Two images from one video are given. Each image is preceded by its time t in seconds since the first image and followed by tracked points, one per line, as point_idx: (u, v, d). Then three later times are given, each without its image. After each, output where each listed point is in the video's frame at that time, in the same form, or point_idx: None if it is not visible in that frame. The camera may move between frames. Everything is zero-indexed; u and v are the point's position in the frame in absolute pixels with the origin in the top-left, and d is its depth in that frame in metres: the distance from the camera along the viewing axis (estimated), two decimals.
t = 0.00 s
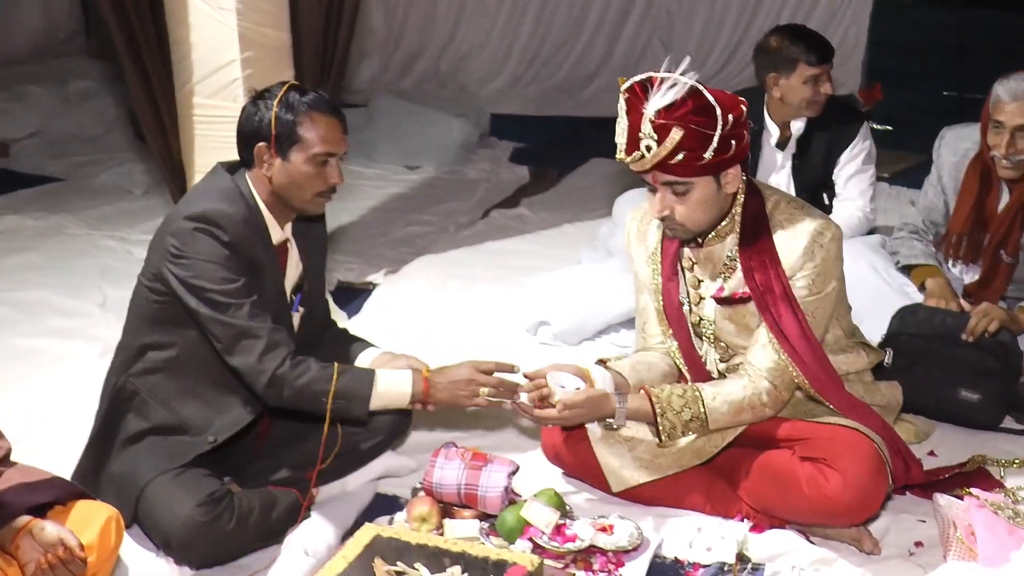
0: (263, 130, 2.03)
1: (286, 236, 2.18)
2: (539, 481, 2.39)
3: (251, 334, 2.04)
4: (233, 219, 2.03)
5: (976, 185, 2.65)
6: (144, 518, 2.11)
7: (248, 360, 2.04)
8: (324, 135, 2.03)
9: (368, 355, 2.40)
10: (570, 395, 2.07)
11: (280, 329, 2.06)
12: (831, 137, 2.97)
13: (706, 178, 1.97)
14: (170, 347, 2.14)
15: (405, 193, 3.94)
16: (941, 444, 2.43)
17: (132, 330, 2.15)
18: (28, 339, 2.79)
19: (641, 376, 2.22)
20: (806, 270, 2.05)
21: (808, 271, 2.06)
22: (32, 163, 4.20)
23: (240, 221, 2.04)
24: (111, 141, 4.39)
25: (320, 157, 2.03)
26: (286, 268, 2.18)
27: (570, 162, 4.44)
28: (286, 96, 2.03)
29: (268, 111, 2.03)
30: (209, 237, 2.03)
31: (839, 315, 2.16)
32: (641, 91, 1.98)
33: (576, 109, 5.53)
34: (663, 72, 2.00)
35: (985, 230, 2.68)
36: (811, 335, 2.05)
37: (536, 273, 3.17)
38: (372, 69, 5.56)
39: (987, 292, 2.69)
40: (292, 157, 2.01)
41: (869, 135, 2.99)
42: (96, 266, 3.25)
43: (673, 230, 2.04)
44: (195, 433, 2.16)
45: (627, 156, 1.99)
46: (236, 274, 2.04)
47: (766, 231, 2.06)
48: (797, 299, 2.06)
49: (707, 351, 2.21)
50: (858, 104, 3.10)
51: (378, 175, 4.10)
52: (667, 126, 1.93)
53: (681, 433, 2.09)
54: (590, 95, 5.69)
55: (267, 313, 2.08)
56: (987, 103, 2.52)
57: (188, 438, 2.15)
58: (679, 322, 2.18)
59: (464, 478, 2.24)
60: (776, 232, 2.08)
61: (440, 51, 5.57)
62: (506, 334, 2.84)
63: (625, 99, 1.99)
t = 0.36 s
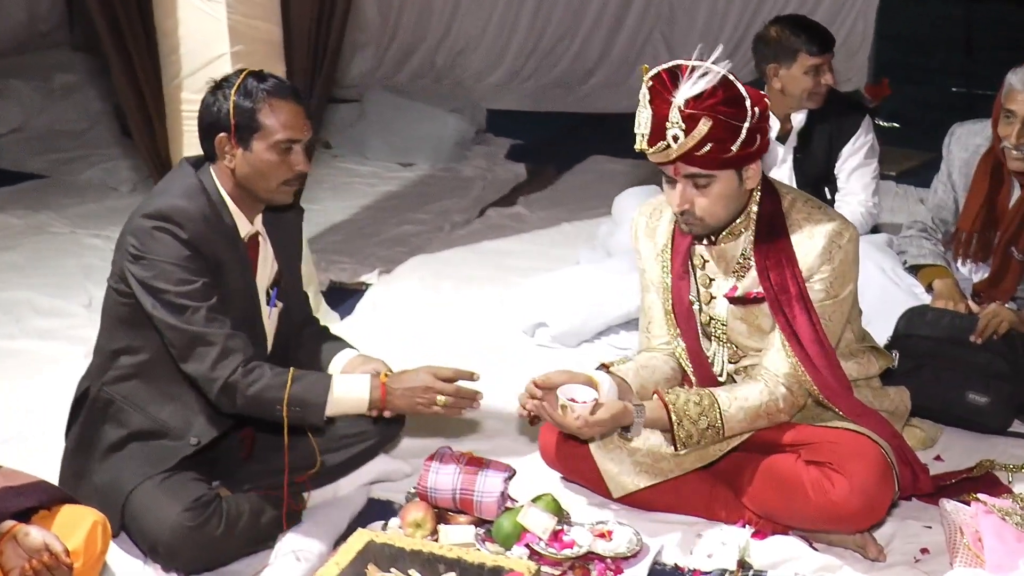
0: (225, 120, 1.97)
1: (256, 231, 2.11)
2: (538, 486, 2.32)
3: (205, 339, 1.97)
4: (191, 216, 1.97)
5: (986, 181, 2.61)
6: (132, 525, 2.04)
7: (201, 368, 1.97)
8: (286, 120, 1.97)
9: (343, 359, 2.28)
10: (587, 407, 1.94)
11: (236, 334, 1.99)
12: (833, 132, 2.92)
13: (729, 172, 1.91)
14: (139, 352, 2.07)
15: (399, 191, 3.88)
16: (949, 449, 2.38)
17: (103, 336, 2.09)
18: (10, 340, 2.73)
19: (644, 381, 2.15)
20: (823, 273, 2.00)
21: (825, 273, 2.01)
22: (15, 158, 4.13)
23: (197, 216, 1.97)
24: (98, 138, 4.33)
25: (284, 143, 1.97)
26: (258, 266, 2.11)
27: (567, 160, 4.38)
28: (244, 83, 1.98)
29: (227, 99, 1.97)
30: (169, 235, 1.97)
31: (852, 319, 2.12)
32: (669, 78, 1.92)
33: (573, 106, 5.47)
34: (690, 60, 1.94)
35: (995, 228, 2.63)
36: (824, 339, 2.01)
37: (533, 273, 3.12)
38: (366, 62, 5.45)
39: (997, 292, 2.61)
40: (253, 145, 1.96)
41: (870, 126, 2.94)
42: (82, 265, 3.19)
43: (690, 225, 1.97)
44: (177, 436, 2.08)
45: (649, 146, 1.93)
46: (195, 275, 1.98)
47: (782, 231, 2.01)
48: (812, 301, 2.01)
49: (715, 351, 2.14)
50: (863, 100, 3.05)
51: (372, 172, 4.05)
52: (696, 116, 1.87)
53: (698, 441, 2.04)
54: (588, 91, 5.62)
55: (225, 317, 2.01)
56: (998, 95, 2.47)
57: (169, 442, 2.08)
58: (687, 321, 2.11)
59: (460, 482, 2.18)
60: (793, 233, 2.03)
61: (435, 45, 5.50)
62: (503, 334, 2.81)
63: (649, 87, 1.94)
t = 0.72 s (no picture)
0: (186, 117, 1.97)
1: (228, 227, 2.07)
2: (533, 486, 2.32)
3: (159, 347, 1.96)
4: (152, 216, 1.94)
5: (982, 186, 2.61)
6: (126, 525, 2.04)
7: (154, 374, 1.97)
8: (249, 114, 1.98)
9: (324, 360, 2.25)
10: (593, 408, 1.97)
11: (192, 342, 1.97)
12: (830, 134, 2.92)
13: (735, 172, 1.91)
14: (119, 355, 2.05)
15: (395, 191, 3.88)
16: (944, 452, 2.38)
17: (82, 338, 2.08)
18: (6, 338, 2.73)
19: (646, 385, 2.15)
20: (824, 275, 2.00)
21: (825, 276, 2.01)
22: (12, 157, 4.13)
23: (160, 217, 1.94)
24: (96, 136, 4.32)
25: (247, 137, 1.97)
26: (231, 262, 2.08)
27: (564, 161, 4.38)
28: (205, 79, 1.98)
29: (189, 99, 1.97)
30: (133, 238, 1.95)
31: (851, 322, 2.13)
32: (678, 77, 1.93)
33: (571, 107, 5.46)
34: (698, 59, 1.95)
35: (990, 233, 2.64)
36: (823, 342, 2.02)
37: (530, 274, 3.12)
38: (364, 62, 5.47)
39: (993, 296, 2.60)
40: (216, 141, 1.95)
41: (865, 127, 2.93)
42: (78, 264, 3.19)
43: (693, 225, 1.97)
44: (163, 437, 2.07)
45: (657, 146, 1.92)
46: (156, 278, 1.95)
47: (784, 234, 2.01)
48: (812, 304, 2.01)
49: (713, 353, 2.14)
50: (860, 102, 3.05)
51: (368, 172, 4.05)
52: (706, 114, 1.88)
53: (699, 445, 2.03)
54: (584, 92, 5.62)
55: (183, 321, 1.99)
56: (996, 100, 2.46)
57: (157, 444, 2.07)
58: (686, 324, 2.11)
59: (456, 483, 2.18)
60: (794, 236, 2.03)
61: (433, 44, 5.50)
62: (500, 334, 2.82)
63: (658, 85, 1.94)
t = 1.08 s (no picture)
0: (167, 122, 1.97)
1: (213, 231, 2.07)
2: (534, 488, 2.33)
3: (116, 362, 1.95)
4: (125, 224, 1.95)
5: (986, 191, 2.61)
6: (126, 526, 2.04)
7: (105, 388, 1.97)
8: (231, 118, 1.97)
9: (317, 381, 2.24)
10: (599, 407, 1.99)
11: (147, 362, 1.96)
12: (834, 140, 2.92)
13: (735, 177, 1.92)
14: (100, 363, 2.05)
15: (397, 193, 3.89)
16: (945, 456, 2.39)
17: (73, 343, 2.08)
18: (7, 339, 2.73)
19: (647, 390, 2.15)
20: (824, 280, 2.01)
21: (826, 281, 2.01)
22: (14, 156, 4.13)
23: (132, 225, 1.95)
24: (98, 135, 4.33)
25: (230, 141, 1.96)
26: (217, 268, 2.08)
27: (566, 164, 4.39)
28: (185, 82, 1.97)
29: (169, 102, 1.97)
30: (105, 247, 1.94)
31: (852, 326, 2.13)
32: (679, 82, 1.93)
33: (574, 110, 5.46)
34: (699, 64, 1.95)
35: (993, 237, 2.64)
36: (823, 347, 2.02)
37: (531, 277, 3.13)
38: (368, 63, 5.50)
39: (995, 300, 2.61)
40: (197, 146, 1.95)
41: (870, 135, 2.94)
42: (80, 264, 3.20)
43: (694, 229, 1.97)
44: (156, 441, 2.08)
45: (658, 151, 1.92)
46: (123, 291, 1.94)
47: (786, 238, 2.02)
48: (813, 309, 2.02)
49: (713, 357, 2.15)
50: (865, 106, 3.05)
51: (370, 174, 4.06)
52: (707, 119, 1.88)
53: (700, 449, 2.03)
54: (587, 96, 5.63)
55: (143, 336, 1.97)
56: (1000, 104, 2.46)
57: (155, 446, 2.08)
58: (687, 329, 2.12)
59: (457, 485, 2.18)
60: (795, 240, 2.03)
61: (436, 47, 5.51)
62: (501, 337, 2.83)
63: (659, 89, 1.94)
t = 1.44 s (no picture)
0: (159, 124, 1.97)
1: (209, 232, 2.07)
2: (533, 487, 2.33)
3: (101, 369, 1.96)
4: (116, 229, 1.94)
5: (986, 191, 2.62)
6: (126, 523, 2.05)
7: (89, 395, 1.97)
8: (225, 121, 1.96)
9: (312, 386, 2.24)
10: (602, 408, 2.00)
11: (133, 370, 1.97)
12: (833, 140, 2.92)
13: (735, 177, 1.92)
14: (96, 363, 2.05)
15: (397, 192, 3.89)
16: (943, 456, 2.40)
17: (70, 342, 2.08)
18: (7, 337, 2.74)
19: (647, 390, 2.16)
20: (824, 281, 2.02)
21: (825, 281, 2.02)
22: (15, 154, 4.13)
23: (124, 231, 1.95)
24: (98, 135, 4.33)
25: (224, 144, 1.96)
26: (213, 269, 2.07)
27: (565, 163, 4.39)
28: (180, 85, 1.97)
29: (162, 105, 1.96)
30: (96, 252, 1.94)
31: (850, 327, 2.13)
32: (677, 83, 1.93)
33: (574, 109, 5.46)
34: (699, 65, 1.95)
35: (992, 237, 2.65)
36: (822, 348, 2.02)
37: (530, 277, 3.13)
38: (369, 63, 5.49)
39: (993, 303, 2.61)
40: (192, 149, 1.95)
41: (869, 135, 2.94)
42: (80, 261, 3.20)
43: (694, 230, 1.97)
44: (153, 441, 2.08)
45: (658, 153, 1.93)
46: (112, 298, 1.94)
47: (785, 240, 2.02)
48: (812, 310, 2.02)
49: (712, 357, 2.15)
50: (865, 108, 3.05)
51: (370, 173, 4.06)
52: (707, 120, 1.88)
53: (699, 450, 2.04)
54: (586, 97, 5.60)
55: (130, 344, 1.97)
56: (1001, 105, 2.47)
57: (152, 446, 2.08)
58: (686, 330, 2.12)
59: (456, 483, 2.19)
60: (795, 241, 2.03)
61: (437, 46, 5.51)
62: (500, 337, 2.83)
63: (658, 91, 1.94)
